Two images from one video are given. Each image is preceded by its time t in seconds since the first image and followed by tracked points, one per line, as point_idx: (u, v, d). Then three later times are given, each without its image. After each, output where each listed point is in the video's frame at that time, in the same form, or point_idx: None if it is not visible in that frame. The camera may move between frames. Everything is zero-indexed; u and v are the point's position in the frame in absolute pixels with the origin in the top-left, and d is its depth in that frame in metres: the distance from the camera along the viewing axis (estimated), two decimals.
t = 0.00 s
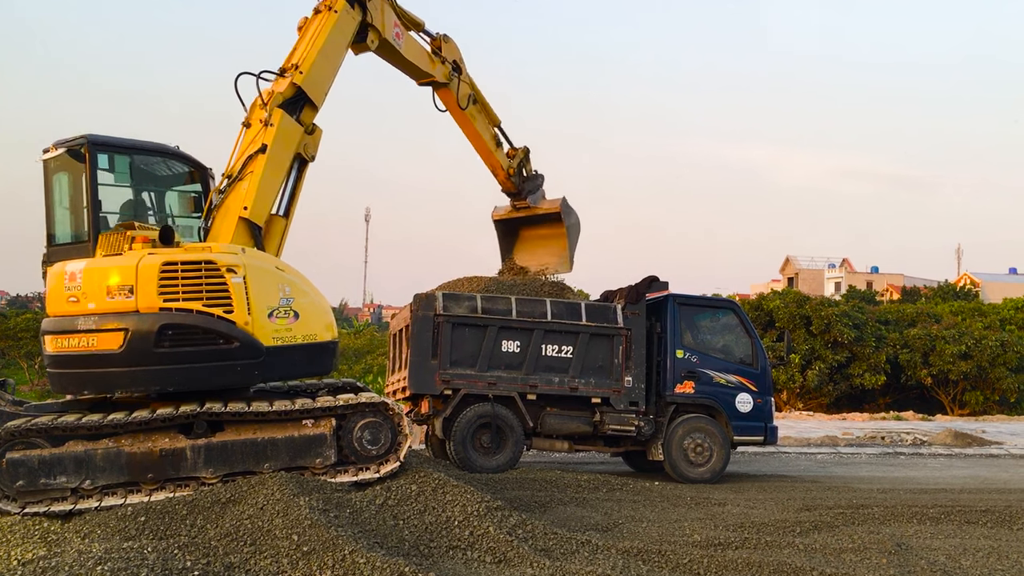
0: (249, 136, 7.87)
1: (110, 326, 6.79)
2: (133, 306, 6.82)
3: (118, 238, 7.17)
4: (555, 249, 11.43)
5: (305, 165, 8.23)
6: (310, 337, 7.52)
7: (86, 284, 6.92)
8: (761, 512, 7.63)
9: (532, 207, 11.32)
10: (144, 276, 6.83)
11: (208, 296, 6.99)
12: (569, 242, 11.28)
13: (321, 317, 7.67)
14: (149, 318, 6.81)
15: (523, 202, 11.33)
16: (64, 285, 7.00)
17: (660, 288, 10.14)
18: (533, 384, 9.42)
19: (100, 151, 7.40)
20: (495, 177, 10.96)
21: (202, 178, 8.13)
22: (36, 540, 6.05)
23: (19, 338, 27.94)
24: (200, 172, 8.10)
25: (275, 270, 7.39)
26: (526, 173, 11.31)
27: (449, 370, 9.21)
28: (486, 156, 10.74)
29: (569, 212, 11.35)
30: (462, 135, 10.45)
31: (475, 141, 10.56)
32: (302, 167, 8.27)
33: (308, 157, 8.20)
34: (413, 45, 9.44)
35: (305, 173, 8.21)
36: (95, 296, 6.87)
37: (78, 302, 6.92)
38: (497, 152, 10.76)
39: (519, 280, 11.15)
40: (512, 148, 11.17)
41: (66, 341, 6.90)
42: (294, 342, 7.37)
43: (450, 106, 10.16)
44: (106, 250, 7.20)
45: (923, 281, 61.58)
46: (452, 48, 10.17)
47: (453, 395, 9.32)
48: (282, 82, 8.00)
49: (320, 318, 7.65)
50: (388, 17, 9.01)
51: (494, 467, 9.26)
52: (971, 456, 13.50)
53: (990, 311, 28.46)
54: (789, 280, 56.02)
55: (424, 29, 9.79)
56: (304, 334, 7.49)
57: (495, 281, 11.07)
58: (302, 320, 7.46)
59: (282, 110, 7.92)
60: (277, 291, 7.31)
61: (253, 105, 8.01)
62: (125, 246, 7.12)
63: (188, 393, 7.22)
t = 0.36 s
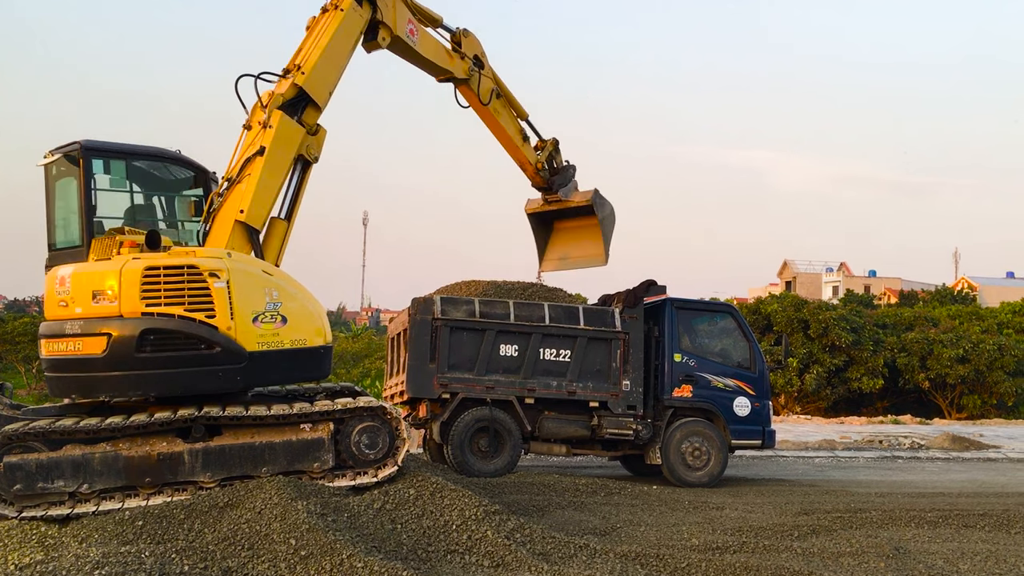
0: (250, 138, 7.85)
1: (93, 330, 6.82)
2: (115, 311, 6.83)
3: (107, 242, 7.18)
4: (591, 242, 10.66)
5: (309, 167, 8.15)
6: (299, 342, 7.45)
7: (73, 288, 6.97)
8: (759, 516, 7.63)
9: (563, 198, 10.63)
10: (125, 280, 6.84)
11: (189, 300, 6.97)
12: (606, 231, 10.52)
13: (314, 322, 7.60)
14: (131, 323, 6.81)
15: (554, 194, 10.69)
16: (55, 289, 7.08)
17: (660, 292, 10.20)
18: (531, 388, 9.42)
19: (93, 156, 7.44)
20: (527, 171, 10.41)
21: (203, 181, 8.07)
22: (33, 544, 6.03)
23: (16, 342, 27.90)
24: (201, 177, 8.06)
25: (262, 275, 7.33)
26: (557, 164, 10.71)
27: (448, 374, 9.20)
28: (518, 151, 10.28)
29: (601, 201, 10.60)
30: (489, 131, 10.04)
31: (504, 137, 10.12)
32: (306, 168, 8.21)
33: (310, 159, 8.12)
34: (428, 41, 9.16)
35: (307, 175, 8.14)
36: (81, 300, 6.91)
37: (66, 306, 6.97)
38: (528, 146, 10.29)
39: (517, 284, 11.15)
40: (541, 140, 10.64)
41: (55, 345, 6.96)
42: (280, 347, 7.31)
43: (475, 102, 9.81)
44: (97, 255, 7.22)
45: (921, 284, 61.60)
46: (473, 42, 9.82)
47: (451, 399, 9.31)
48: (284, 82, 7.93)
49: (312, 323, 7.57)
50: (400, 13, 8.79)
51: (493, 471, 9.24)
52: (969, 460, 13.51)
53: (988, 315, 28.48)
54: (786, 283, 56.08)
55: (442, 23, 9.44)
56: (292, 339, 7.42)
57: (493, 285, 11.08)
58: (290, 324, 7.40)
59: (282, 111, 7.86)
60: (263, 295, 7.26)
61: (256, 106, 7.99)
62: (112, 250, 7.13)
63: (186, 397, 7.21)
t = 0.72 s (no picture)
0: (245, 137, 7.84)
1: (69, 335, 6.85)
2: (90, 316, 6.85)
3: (93, 248, 7.29)
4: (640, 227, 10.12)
5: (308, 165, 8.06)
6: (276, 346, 7.35)
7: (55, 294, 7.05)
8: (756, 519, 7.63)
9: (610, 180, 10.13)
10: (97, 285, 6.85)
11: (159, 306, 6.93)
12: (656, 215, 9.94)
13: (296, 325, 7.48)
14: (103, 328, 6.81)
15: (601, 178, 10.24)
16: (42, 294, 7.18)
17: (656, 295, 10.08)
18: (528, 391, 9.42)
19: (85, 163, 7.48)
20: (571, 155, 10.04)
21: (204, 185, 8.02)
22: (29, 548, 6.02)
23: (10, 347, 27.81)
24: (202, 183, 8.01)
25: (237, 279, 7.23)
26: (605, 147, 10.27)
27: (444, 378, 9.20)
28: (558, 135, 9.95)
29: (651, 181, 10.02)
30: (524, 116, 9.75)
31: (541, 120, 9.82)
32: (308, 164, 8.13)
33: (308, 156, 8.02)
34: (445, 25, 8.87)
35: (307, 172, 8.06)
36: (59, 304, 6.96)
37: (48, 311, 7.04)
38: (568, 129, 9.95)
39: (514, 287, 11.15)
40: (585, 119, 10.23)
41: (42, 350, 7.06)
42: (254, 352, 7.22)
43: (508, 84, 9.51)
44: (85, 261, 7.32)
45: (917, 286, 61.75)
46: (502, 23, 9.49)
47: (447, 403, 9.30)
48: (278, 78, 7.86)
49: (294, 326, 7.46)
50: None
51: (490, 474, 9.22)
52: (966, 462, 13.53)
53: (985, 317, 28.53)
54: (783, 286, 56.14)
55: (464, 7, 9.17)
56: (269, 343, 7.32)
57: (490, 288, 11.07)
58: (267, 329, 7.29)
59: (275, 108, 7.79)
60: (237, 300, 7.16)
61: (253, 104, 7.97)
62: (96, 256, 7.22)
63: (182, 400, 7.20)
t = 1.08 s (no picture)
0: (239, 134, 7.80)
1: (40, 336, 6.85)
2: (58, 317, 6.85)
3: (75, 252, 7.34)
4: (696, 222, 9.69)
5: (306, 164, 7.92)
6: (243, 348, 7.22)
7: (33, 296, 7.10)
8: (750, 519, 7.64)
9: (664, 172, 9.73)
10: (63, 287, 6.85)
11: (121, 308, 6.86)
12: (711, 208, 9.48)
13: (267, 328, 7.33)
14: (71, 330, 6.79)
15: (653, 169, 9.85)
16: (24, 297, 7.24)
17: (649, 295, 10.09)
18: (522, 391, 9.42)
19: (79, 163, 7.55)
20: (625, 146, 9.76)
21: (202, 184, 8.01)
22: (22, 549, 5.99)
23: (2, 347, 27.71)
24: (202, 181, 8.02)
25: (202, 280, 7.10)
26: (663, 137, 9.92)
27: (439, 378, 9.19)
28: (609, 121, 9.71)
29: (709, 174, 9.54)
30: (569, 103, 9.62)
31: (588, 106, 9.60)
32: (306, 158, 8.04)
33: (303, 152, 7.93)
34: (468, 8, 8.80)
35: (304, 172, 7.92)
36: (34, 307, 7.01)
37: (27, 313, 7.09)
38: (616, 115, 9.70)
39: (509, 287, 11.15)
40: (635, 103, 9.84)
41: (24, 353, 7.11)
42: (218, 354, 7.11)
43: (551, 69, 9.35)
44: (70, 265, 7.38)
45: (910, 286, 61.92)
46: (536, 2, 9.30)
47: (442, 403, 9.30)
48: (274, 73, 7.79)
49: (264, 328, 7.32)
50: None
51: (484, 475, 9.24)
52: (959, 461, 13.58)
53: (978, 317, 28.64)
54: (776, 286, 56.26)
55: None
56: (235, 345, 7.19)
57: (484, 288, 11.07)
58: (232, 331, 7.16)
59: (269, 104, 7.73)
60: (200, 301, 7.04)
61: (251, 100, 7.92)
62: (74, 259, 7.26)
63: (176, 400, 7.18)
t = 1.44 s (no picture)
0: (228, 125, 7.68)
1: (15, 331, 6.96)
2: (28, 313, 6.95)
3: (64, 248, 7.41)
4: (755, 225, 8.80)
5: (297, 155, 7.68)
6: (197, 345, 7.01)
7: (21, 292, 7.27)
8: (742, 511, 7.66)
9: (714, 168, 8.86)
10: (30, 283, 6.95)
11: (75, 304, 6.83)
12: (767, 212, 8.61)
13: (223, 325, 7.08)
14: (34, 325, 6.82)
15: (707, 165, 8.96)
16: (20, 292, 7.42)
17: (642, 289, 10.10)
18: (514, 384, 9.41)
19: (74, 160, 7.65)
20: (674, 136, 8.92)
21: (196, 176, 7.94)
22: (12, 544, 5.95)
23: None
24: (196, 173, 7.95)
25: (154, 276, 6.96)
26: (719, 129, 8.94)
27: (431, 372, 9.19)
28: (656, 109, 8.94)
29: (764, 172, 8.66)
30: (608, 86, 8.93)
31: (632, 89, 8.88)
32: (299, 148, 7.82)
33: (293, 142, 7.70)
34: None
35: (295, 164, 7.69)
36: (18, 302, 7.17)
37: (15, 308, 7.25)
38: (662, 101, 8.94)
39: (502, 280, 11.14)
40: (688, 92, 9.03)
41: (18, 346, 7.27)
42: (170, 351, 6.95)
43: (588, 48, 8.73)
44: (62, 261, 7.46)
45: (901, 280, 62.13)
46: None
47: (434, 396, 9.29)
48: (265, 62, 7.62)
49: (220, 325, 7.08)
50: None
51: (476, 468, 9.23)
52: (949, 454, 13.64)
53: (968, 310, 28.77)
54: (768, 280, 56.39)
55: None
56: (188, 342, 7.00)
57: (476, 281, 11.06)
58: (184, 328, 6.98)
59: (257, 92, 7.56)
60: (150, 297, 6.90)
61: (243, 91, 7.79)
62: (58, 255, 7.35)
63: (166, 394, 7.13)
